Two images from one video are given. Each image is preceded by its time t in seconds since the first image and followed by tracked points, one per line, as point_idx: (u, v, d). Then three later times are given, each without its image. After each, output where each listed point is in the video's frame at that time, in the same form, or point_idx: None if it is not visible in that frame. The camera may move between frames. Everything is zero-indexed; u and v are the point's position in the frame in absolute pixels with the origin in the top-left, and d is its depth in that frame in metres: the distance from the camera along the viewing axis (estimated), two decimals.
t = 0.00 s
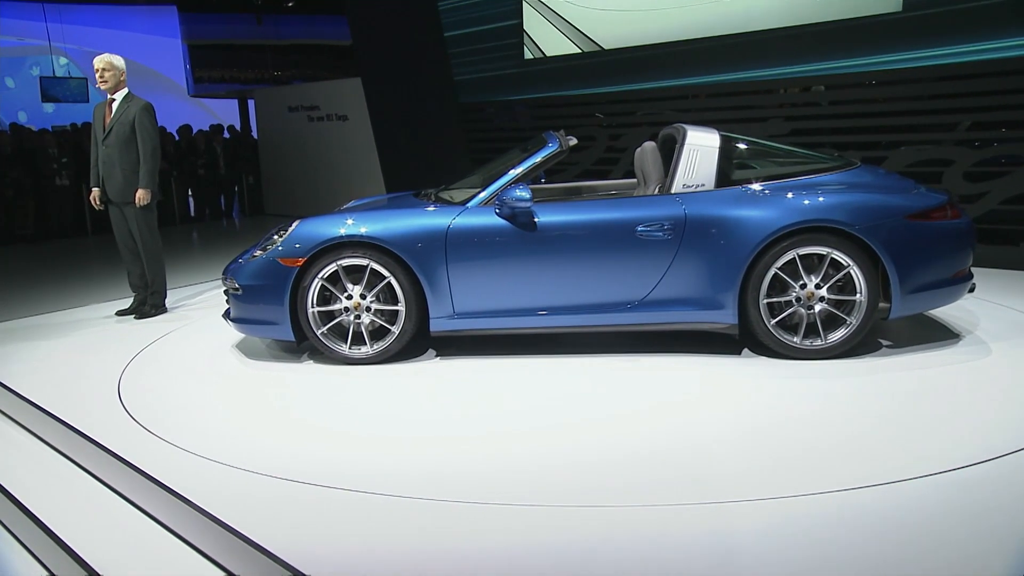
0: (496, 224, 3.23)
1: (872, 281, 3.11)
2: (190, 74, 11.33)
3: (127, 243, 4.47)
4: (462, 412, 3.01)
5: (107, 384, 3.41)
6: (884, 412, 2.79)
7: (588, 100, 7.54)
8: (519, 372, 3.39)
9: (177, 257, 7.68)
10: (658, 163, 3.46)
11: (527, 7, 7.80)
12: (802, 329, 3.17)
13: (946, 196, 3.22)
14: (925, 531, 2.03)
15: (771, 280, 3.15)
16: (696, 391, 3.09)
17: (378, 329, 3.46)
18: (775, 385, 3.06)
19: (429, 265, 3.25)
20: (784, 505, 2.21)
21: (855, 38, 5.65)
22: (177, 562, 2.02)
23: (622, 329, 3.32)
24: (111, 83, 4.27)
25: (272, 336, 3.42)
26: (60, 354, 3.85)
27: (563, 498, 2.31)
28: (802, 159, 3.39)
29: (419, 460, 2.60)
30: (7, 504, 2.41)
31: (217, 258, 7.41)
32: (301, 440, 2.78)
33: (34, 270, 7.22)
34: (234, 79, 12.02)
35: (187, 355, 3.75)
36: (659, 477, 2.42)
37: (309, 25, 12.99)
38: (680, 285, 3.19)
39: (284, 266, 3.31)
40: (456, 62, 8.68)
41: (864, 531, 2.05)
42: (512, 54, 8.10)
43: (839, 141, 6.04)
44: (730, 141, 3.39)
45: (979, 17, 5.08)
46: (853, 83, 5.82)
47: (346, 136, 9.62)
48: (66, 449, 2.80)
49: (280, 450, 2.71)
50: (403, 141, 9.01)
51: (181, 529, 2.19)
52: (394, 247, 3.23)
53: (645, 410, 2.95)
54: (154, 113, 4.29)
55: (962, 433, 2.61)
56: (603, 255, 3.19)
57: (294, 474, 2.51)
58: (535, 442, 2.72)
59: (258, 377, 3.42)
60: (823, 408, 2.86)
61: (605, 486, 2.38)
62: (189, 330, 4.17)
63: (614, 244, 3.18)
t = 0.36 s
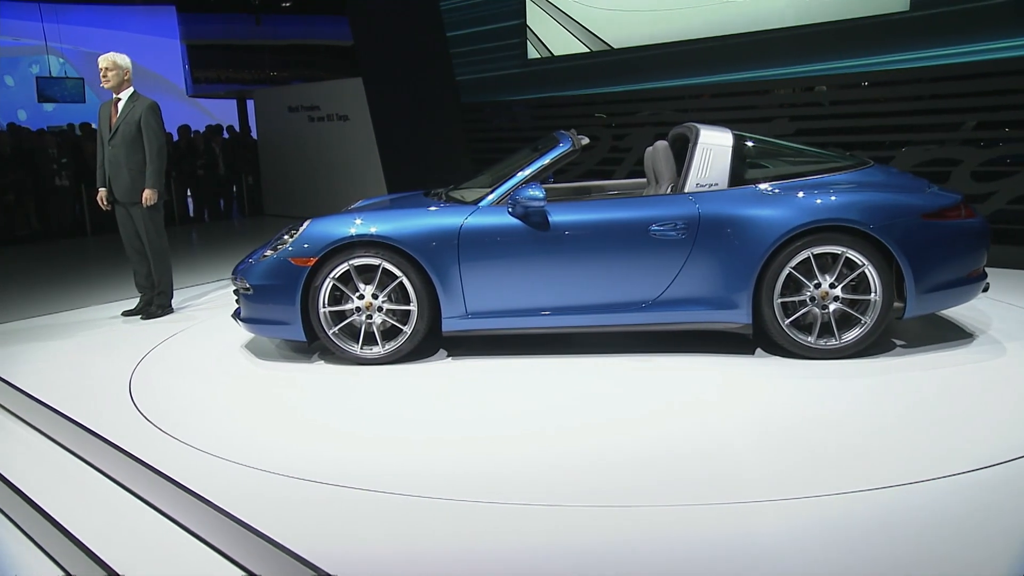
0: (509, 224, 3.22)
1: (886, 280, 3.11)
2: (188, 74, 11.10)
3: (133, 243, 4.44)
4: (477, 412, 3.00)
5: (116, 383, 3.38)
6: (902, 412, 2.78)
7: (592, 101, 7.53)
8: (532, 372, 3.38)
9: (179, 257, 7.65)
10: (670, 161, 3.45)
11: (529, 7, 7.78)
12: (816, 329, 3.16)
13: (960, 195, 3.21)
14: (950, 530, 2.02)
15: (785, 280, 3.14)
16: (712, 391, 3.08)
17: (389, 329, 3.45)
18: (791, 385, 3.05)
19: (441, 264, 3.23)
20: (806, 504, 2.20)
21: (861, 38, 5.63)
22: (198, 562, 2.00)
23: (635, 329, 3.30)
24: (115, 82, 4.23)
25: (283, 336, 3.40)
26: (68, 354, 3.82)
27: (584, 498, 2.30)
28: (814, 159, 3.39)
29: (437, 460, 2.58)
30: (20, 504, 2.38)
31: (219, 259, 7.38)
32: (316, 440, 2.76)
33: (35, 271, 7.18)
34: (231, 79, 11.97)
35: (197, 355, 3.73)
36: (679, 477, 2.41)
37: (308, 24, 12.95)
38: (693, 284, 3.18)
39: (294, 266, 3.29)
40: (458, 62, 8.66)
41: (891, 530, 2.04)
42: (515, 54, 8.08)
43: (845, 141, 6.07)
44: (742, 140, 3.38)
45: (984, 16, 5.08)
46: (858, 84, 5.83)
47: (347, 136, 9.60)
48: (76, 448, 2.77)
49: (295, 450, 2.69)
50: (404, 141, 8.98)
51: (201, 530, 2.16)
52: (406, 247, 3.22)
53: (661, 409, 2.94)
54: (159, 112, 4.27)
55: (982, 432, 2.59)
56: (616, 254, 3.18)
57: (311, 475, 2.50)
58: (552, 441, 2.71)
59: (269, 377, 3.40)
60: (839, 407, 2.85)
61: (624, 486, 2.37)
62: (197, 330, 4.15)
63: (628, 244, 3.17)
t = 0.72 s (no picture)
0: (518, 224, 3.22)
1: (892, 282, 3.13)
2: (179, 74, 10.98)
3: (133, 243, 4.39)
4: (488, 412, 2.99)
5: (121, 383, 3.35)
6: (911, 411, 2.81)
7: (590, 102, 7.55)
8: (541, 372, 3.38)
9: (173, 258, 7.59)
10: (677, 162, 3.46)
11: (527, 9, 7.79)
12: (823, 329, 3.18)
13: (964, 197, 3.24)
14: (965, 528, 2.05)
15: (793, 280, 3.16)
16: (722, 391, 3.10)
17: (396, 329, 3.43)
18: (799, 385, 3.07)
19: (450, 265, 3.22)
20: (823, 503, 2.22)
21: (858, 41, 5.68)
22: (220, 565, 1.99)
23: (643, 330, 3.31)
24: (111, 83, 4.19)
25: (289, 336, 3.38)
26: (70, 353, 3.78)
27: (602, 498, 2.30)
28: (819, 161, 3.41)
29: (453, 461, 2.57)
30: (34, 506, 2.36)
31: (215, 260, 7.33)
32: (327, 441, 2.75)
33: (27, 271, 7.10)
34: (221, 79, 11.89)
35: (201, 354, 3.70)
36: (697, 478, 2.41)
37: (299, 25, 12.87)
38: (701, 285, 3.19)
39: (302, 266, 3.26)
40: (454, 63, 8.65)
41: (907, 528, 2.07)
42: (512, 55, 8.08)
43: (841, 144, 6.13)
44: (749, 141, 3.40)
45: (980, 22, 5.14)
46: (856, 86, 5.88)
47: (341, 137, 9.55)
48: (85, 448, 2.74)
49: (308, 450, 2.67)
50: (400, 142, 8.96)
51: (224, 535, 2.15)
52: (414, 246, 3.21)
53: (671, 409, 2.96)
54: (157, 111, 4.22)
55: (992, 432, 2.62)
56: (625, 255, 3.19)
57: (326, 476, 2.48)
58: (567, 442, 2.71)
59: (276, 377, 3.38)
60: (848, 407, 2.87)
61: (642, 485, 2.38)
62: (199, 330, 4.11)
63: (636, 245, 3.17)
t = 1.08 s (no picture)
0: (523, 225, 3.20)
1: (895, 283, 3.16)
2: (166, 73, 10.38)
3: (132, 245, 4.34)
4: (495, 414, 2.96)
5: (120, 384, 3.28)
6: (918, 410, 2.83)
7: (583, 104, 7.55)
8: (547, 373, 3.37)
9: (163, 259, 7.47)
10: (680, 163, 3.46)
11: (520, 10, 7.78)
12: (826, 331, 3.20)
13: (964, 200, 3.27)
14: (982, 526, 2.07)
15: (797, 282, 3.18)
16: (728, 392, 3.10)
17: (399, 330, 3.40)
18: (805, 386, 3.08)
19: (454, 266, 3.20)
20: (838, 502, 2.22)
21: (851, 44, 5.74)
22: (235, 569, 1.95)
23: (648, 331, 3.31)
24: (98, 87, 4.09)
25: (291, 338, 3.33)
26: (65, 355, 3.70)
27: (619, 500, 2.29)
28: (820, 163, 3.43)
29: (465, 463, 2.55)
30: (36, 509, 2.30)
31: (206, 261, 7.21)
32: (336, 443, 2.71)
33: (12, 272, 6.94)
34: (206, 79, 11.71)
35: (200, 355, 3.64)
36: (711, 479, 2.40)
37: (285, 24, 12.74)
38: (706, 286, 3.20)
39: (305, 266, 3.22)
40: (447, 63, 8.62)
41: (923, 526, 2.08)
42: (505, 56, 8.07)
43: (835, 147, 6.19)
44: (751, 143, 3.41)
45: (971, 27, 5.21)
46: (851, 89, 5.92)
47: (331, 137, 9.47)
48: (86, 451, 2.68)
49: (317, 451, 2.63)
50: (392, 142, 8.91)
51: (236, 538, 2.10)
52: (418, 247, 3.18)
53: (680, 410, 2.96)
54: (148, 111, 4.13)
55: (999, 431, 2.65)
56: (631, 256, 3.18)
57: (337, 477, 2.45)
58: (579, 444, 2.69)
59: (278, 378, 3.34)
60: (855, 406, 2.89)
61: (657, 486, 2.37)
62: (196, 331, 4.04)
63: (642, 246, 3.17)
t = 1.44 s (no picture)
0: (529, 227, 3.17)
1: (901, 286, 3.16)
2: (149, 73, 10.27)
3: (124, 246, 4.25)
4: (504, 417, 2.93)
5: (118, 388, 3.21)
6: (929, 412, 2.84)
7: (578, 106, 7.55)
8: (553, 376, 3.34)
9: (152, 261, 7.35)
10: (685, 165, 3.44)
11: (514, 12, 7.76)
12: (833, 334, 3.20)
13: (968, 203, 3.29)
14: (1003, 527, 2.06)
15: (804, 285, 3.18)
16: (738, 394, 3.09)
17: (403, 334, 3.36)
18: (814, 388, 3.08)
19: (459, 268, 3.16)
20: (857, 505, 2.21)
21: (846, 48, 5.77)
22: None
23: (655, 334, 3.29)
24: (101, 81, 4.02)
25: (293, 341, 3.28)
26: (59, 359, 3.61)
27: (637, 504, 2.26)
28: (825, 166, 3.43)
29: (480, 467, 2.50)
30: (37, 516, 2.22)
31: (196, 264, 7.11)
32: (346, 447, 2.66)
33: None
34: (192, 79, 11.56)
35: (199, 358, 3.57)
36: (730, 483, 2.38)
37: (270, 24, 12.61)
38: (713, 289, 3.18)
39: (308, 268, 3.17)
40: (439, 64, 8.58)
41: (945, 528, 2.07)
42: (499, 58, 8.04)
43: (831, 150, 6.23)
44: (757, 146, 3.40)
45: (966, 31, 5.26)
46: (846, 93, 5.95)
47: (322, 138, 9.39)
48: (85, 456, 2.60)
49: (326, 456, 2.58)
50: (384, 144, 8.85)
51: (245, 543, 2.04)
52: (423, 250, 3.14)
53: (691, 413, 2.94)
54: (149, 111, 4.05)
55: (1011, 432, 2.66)
56: (638, 259, 3.16)
57: (351, 483, 2.39)
58: (592, 447, 2.66)
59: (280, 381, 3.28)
60: (865, 409, 2.89)
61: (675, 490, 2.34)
62: (193, 334, 3.96)
63: (649, 249, 3.15)
